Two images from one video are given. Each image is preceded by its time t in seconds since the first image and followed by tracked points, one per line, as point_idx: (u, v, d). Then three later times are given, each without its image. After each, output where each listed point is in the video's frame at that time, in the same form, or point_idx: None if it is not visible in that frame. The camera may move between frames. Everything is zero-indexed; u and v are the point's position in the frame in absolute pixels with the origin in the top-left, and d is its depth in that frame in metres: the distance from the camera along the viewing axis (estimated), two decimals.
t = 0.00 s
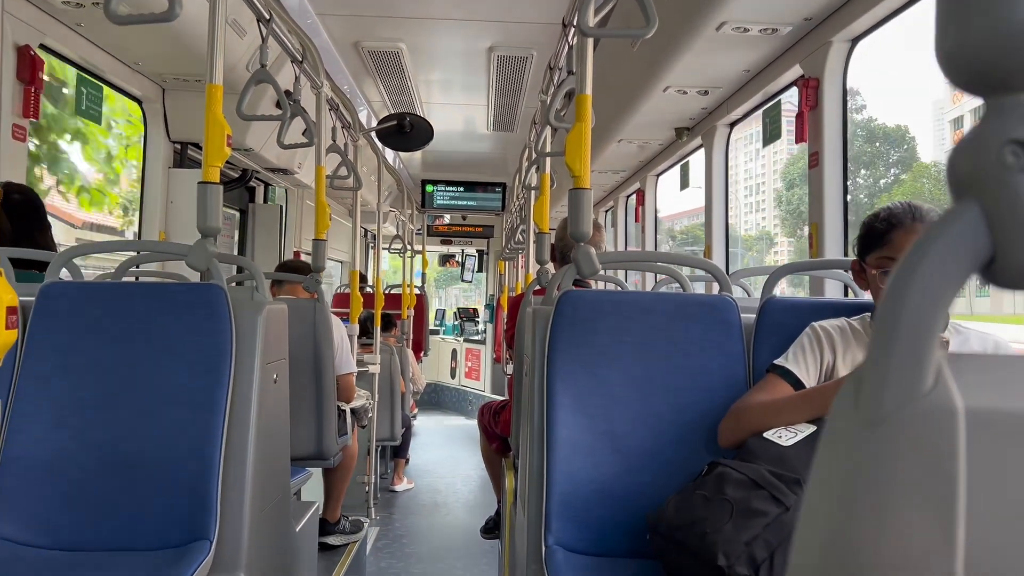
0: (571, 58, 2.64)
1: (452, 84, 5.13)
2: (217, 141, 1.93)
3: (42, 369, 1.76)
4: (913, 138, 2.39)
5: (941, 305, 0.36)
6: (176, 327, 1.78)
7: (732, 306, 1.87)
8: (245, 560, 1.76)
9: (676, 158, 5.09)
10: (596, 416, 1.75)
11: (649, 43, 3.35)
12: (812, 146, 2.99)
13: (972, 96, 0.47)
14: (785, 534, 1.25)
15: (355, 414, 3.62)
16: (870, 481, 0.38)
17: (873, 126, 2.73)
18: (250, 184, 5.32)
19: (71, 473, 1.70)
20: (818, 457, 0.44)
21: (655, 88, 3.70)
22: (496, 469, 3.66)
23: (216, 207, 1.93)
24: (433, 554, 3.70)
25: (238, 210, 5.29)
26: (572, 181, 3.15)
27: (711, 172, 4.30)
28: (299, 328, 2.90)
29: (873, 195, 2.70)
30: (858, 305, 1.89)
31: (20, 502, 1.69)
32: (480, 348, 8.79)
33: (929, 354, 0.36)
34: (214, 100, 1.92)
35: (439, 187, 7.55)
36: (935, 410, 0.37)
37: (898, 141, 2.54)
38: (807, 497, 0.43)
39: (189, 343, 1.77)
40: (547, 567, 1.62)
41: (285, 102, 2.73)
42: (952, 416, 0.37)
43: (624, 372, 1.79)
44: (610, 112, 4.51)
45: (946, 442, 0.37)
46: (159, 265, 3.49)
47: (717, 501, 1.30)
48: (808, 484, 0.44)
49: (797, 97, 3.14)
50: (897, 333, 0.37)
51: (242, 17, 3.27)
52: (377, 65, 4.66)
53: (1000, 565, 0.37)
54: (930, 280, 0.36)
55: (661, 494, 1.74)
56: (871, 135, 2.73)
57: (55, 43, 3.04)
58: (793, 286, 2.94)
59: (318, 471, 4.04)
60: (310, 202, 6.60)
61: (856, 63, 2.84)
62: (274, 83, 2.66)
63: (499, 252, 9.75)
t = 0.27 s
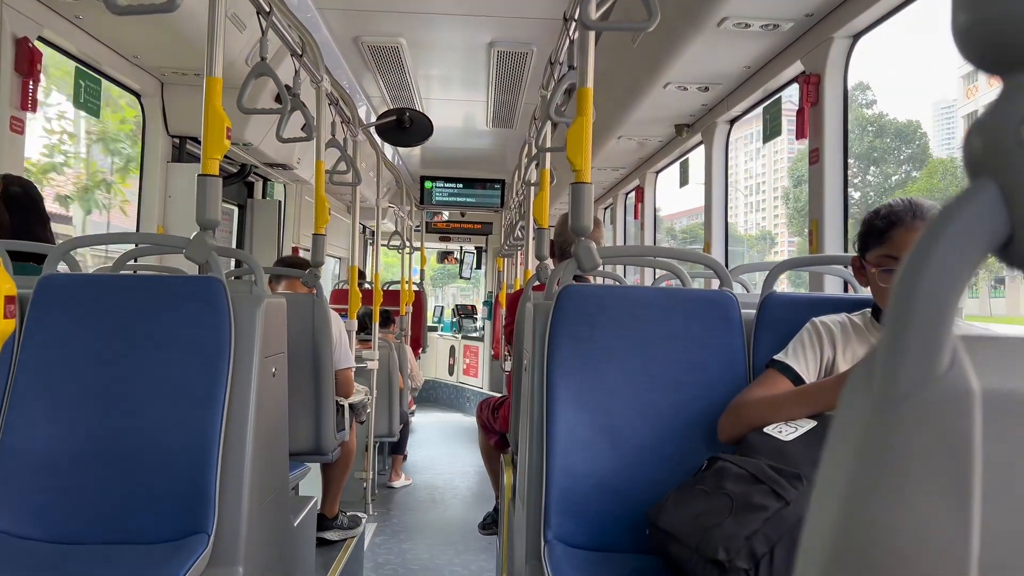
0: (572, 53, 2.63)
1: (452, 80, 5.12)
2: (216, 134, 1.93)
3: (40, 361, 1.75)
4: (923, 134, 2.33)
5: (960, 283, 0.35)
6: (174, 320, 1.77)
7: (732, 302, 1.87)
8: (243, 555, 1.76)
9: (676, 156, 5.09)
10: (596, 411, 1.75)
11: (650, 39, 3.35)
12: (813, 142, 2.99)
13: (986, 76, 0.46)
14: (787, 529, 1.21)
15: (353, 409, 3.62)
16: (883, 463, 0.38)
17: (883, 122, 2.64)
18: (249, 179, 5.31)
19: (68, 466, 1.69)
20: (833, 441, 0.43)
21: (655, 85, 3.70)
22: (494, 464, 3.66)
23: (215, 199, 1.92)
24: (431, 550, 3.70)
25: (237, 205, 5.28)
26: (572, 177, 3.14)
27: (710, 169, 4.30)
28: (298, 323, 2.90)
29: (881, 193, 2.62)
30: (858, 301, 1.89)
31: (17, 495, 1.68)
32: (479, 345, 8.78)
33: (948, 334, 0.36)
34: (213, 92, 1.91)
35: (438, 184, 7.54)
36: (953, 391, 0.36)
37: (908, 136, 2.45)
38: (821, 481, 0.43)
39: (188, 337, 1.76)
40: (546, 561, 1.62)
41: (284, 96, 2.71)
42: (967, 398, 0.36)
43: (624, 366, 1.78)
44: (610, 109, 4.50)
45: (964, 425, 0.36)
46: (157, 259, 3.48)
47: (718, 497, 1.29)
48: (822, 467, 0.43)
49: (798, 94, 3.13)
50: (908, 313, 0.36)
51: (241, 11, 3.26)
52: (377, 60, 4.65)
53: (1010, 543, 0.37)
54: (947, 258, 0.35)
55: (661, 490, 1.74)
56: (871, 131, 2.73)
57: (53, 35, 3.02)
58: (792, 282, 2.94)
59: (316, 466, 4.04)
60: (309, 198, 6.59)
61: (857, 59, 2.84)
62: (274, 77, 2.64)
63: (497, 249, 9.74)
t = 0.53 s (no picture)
0: (573, 44, 2.60)
1: (450, 76, 5.08)
2: (210, 121, 1.89)
3: (28, 351, 1.71)
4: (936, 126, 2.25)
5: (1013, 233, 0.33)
6: (166, 310, 1.73)
7: (734, 295, 1.84)
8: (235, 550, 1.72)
9: (676, 153, 5.06)
10: (596, 404, 1.72)
11: (651, 32, 3.32)
12: (815, 137, 2.96)
13: None
14: (789, 524, 1.17)
15: (349, 405, 3.58)
16: (929, 425, 0.36)
17: (895, 115, 2.54)
18: (245, 174, 5.26)
19: (56, 459, 1.65)
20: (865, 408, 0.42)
21: (656, 80, 3.67)
22: (492, 461, 3.63)
23: (209, 188, 1.88)
24: (426, 549, 3.66)
25: (233, 200, 5.24)
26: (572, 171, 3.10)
27: (711, 166, 4.27)
28: (293, 317, 2.86)
29: (891, 188, 2.52)
30: (862, 294, 1.86)
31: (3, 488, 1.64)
32: (476, 344, 8.74)
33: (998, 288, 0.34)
34: (207, 78, 1.87)
35: (436, 181, 7.51)
36: (1001, 347, 0.35)
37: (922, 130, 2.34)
38: (854, 448, 0.42)
39: (180, 328, 1.72)
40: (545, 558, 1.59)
41: (281, 87, 2.68)
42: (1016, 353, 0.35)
43: (625, 360, 1.75)
44: (610, 104, 4.47)
45: (1012, 383, 0.35)
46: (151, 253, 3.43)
47: (718, 491, 1.24)
48: (855, 435, 0.42)
49: (801, 89, 3.11)
50: (956, 265, 0.34)
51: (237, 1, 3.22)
52: (375, 54, 4.61)
53: None
54: (998, 207, 0.33)
55: (661, 486, 1.71)
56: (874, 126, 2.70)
57: (46, 24, 2.98)
58: (794, 278, 2.92)
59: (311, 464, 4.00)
60: (306, 195, 6.54)
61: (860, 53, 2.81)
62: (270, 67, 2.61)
63: (495, 248, 9.71)
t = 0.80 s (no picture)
0: (575, 46, 2.60)
1: (451, 78, 5.09)
2: (212, 122, 1.89)
3: (29, 351, 1.70)
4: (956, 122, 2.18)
5: None
6: (167, 310, 1.73)
7: (737, 298, 1.84)
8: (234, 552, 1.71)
9: (676, 157, 5.07)
10: (597, 407, 1.71)
11: (653, 35, 3.32)
12: (817, 141, 2.96)
13: None
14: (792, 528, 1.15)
15: (349, 407, 3.57)
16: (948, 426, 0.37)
17: (910, 110, 2.45)
18: (246, 175, 5.26)
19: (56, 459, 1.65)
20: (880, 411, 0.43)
21: (657, 83, 3.67)
22: (491, 464, 3.63)
23: (211, 188, 1.88)
24: (425, 552, 3.65)
25: (234, 202, 5.24)
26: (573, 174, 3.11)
27: (711, 170, 4.28)
28: (294, 318, 2.86)
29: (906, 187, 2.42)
30: (864, 298, 1.86)
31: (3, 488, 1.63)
32: (475, 346, 8.73)
33: (1016, 289, 0.35)
34: (211, 79, 1.88)
35: (436, 184, 7.51)
36: (1016, 350, 0.36)
37: (938, 126, 2.27)
38: (870, 449, 0.42)
39: (181, 329, 1.72)
40: (546, 560, 1.59)
41: (284, 88, 2.68)
42: None
43: (627, 362, 1.75)
44: (612, 107, 4.47)
45: None
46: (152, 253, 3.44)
47: (720, 493, 1.23)
48: (870, 437, 0.43)
49: (803, 93, 3.11)
50: (974, 267, 0.35)
51: (240, 2, 3.22)
52: (376, 56, 4.61)
53: None
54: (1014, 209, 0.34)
55: (663, 489, 1.71)
56: (875, 130, 2.70)
57: (48, 24, 2.98)
58: (796, 282, 2.91)
59: (310, 465, 3.99)
60: (306, 196, 6.54)
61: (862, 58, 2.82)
62: (273, 69, 2.61)
63: (495, 251, 9.71)
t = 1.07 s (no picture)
0: (578, 48, 2.61)
1: (454, 79, 5.10)
2: (216, 123, 1.90)
3: (34, 350, 1.71)
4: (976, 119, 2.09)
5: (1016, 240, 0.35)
6: (171, 310, 1.74)
7: (738, 299, 1.84)
8: (236, 550, 1.72)
9: (678, 157, 5.08)
10: (597, 407, 1.72)
11: (655, 37, 3.33)
12: (819, 142, 2.96)
13: None
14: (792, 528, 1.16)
15: (351, 407, 3.58)
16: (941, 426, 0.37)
17: (929, 105, 2.33)
18: (249, 175, 5.28)
19: (60, 458, 1.66)
20: (870, 414, 0.43)
21: (659, 84, 3.68)
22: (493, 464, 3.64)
23: (215, 188, 1.89)
24: (427, 551, 3.66)
25: (237, 202, 5.26)
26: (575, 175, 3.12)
27: (713, 171, 4.28)
28: (297, 318, 2.87)
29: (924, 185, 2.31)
30: (865, 300, 1.86)
31: (7, 486, 1.64)
32: (477, 346, 8.74)
33: (1004, 293, 0.36)
34: (215, 80, 1.89)
35: (438, 185, 7.53)
36: (1002, 351, 0.37)
37: (960, 121, 2.18)
38: (860, 452, 0.42)
39: (184, 328, 1.73)
40: (547, 559, 1.59)
41: (287, 89, 2.69)
42: (1017, 352, 0.38)
43: (628, 362, 1.76)
44: (615, 108, 4.48)
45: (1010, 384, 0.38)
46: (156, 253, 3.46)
47: (721, 492, 1.24)
48: (860, 440, 0.42)
49: (805, 94, 3.11)
50: (969, 267, 0.36)
51: (243, 4, 3.24)
52: (379, 57, 4.63)
53: None
54: (1005, 214, 0.35)
55: (663, 489, 1.71)
56: (876, 132, 2.71)
57: (54, 26, 3.01)
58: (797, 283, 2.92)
59: (313, 464, 4.01)
60: (309, 196, 6.56)
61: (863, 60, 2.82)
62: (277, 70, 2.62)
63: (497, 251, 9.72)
